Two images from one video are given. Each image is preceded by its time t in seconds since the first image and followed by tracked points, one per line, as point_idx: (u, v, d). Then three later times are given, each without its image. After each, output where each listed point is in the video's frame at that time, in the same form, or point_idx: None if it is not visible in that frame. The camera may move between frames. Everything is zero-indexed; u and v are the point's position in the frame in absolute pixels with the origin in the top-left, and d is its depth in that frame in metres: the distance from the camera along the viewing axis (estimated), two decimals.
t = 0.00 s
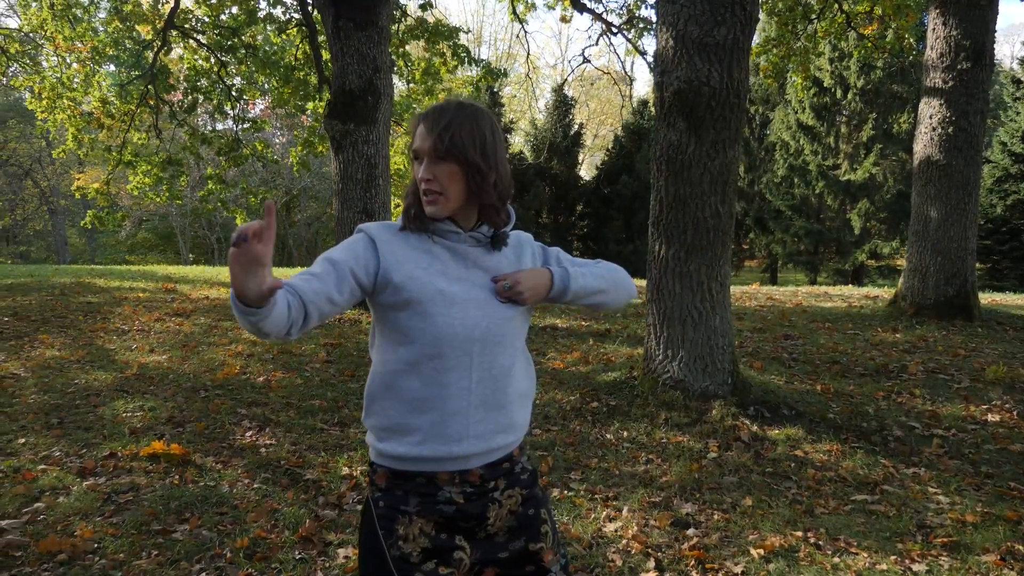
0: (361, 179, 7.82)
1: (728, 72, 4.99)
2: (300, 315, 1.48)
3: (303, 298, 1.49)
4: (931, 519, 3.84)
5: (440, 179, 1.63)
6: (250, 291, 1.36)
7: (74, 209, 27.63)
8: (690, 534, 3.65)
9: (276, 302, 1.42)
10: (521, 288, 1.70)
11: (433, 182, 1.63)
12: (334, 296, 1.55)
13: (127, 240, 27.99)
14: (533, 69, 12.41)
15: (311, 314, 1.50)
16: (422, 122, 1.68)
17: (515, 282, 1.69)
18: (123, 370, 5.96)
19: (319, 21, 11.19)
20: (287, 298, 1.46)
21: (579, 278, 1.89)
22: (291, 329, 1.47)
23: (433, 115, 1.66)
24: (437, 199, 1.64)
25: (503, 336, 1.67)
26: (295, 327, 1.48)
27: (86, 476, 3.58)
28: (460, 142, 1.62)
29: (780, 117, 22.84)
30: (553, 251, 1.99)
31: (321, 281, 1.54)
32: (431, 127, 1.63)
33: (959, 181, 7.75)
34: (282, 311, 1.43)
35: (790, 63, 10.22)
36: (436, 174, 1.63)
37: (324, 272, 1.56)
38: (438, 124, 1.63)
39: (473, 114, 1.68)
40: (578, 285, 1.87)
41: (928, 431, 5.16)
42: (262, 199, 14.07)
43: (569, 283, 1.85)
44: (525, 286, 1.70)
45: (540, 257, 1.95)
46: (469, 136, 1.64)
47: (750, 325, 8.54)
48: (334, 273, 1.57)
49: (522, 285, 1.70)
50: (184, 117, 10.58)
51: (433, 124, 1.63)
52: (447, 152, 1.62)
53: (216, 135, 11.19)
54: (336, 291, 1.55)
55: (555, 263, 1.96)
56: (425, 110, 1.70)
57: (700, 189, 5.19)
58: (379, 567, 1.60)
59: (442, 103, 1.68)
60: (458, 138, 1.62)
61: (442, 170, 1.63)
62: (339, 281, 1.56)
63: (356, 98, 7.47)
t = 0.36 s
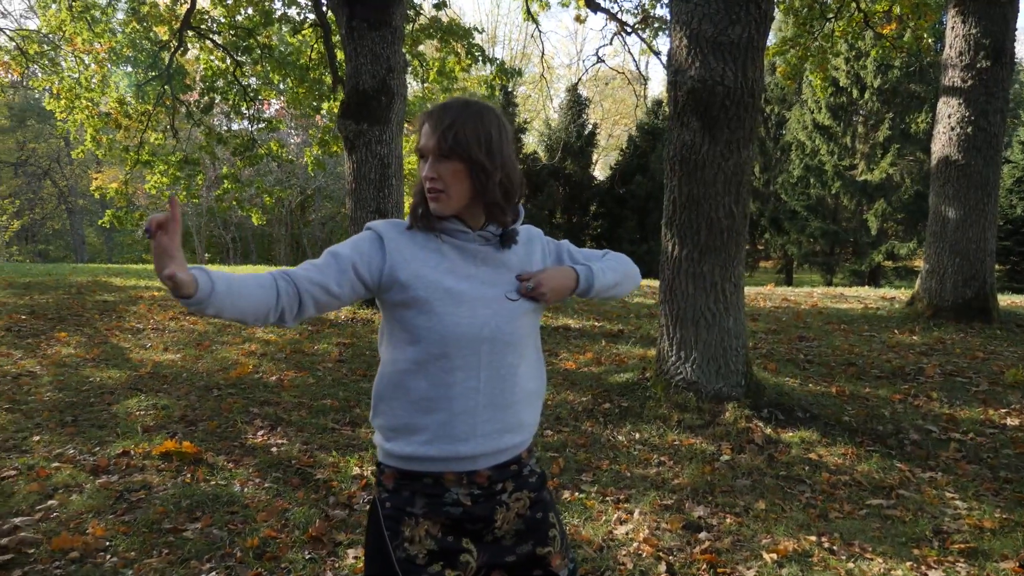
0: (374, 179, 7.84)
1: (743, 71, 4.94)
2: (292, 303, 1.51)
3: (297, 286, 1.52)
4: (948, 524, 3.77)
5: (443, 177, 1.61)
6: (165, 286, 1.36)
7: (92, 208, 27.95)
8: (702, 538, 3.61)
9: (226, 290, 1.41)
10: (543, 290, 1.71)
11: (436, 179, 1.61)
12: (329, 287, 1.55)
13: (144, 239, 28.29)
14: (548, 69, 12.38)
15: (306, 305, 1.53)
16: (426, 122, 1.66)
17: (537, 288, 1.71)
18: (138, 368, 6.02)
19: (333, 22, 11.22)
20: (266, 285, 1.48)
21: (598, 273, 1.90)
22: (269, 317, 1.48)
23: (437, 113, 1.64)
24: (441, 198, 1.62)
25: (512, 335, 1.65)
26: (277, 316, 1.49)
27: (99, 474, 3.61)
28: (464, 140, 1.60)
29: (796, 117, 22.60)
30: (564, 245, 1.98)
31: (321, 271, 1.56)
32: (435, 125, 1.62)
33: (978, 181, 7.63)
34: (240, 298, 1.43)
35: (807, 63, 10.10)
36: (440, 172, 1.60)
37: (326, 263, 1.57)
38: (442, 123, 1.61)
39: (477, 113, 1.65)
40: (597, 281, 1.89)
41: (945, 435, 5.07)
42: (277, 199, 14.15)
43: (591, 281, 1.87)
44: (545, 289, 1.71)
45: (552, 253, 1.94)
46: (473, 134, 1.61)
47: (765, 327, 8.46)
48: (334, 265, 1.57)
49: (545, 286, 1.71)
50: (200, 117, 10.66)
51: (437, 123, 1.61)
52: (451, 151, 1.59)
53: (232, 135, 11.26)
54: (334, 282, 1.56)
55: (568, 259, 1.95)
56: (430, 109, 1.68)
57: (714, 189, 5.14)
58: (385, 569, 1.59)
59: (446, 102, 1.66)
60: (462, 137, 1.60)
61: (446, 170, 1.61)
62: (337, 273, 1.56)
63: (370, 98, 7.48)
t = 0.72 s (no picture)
0: (387, 180, 7.89)
1: (756, 72, 4.89)
2: (286, 290, 1.52)
3: (292, 275, 1.53)
4: (963, 532, 3.70)
5: (441, 177, 1.60)
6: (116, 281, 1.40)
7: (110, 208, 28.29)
8: (712, 543, 3.57)
9: (202, 276, 1.44)
10: (555, 284, 1.73)
11: (434, 178, 1.60)
12: (324, 276, 1.55)
13: (162, 239, 28.61)
14: (563, 69, 12.34)
15: (300, 293, 1.53)
16: (426, 123, 1.66)
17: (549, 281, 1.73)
18: (151, 367, 6.07)
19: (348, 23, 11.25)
20: (256, 272, 1.50)
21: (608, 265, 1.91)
22: (255, 302, 1.48)
23: (437, 112, 1.63)
24: (440, 197, 1.61)
25: (516, 334, 1.65)
26: (266, 302, 1.50)
27: (110, 473, 3.65)
28: (463, 140, 1.59)
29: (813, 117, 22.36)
30: (569, 240, 1.97)
31: (318, 261, 1.56)
32: (435, 124, 1.61)
33: (998, 183, 7.50)
34: (218, 282, 1.45)
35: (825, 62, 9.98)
36: (439, 173, 1.60)
37: (325, 254, 1.57)
38: (442, 122, 1.61)
39: (477, 112, 1.64)
40: (607, 273, 1.89)
41: (962, 440, 4.99)
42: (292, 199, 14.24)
43: (601, 273, 1.87)
44: (556, 283, 1.73)
45: (557, 249, 1.93)
46: (473, 135, 1.60)
47: (779, 329, 8.38)
48: (333, 255, 1.57)
49: (556, 281, 1.73)
50: (216, 118, 10.76)
51: (437, 122, 1.61)
52: (450, 150, 1.58)
53: (248, 135, 11.34)
54: (331, 272, 1.55)
55: (573, 254, 1.94)
56: (430, 108, 1.68)
57: (727, 191, 5.09)
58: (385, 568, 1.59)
59: (446, 101, 1.66)
60: (462, 137, 1.59)
61: (444, 170, 1.60)
62: (335, 264, 1.56)
63: (383, 99, 7.46)
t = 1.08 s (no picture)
0: (398, 180, 7.93)
1: (767, 73, 4.85)
2: (278, 281, 1.52)
3: (285, 265, 1.53)
4: (975, 540, 3.64)
5: (435, 180, 1.59)
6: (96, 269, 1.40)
7: (127, 207, 28.61)
8: (718, 548, 3.54)
9: (190, 262, 1.45)
10: (556, 280, 1.75)
11: (428, 182, 1.60)
12: (318, 269, 1.55)
13: (179, 238, 28.85)
14: (577, 69, 12.29)
15: (293, 284, 1.53)
16: (419, 127, 1.66)
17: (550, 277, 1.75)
18: (163, 367, 6.13)
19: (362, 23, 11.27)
20: (248, 262, 1.51)
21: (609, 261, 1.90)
22: (243, 290, 1.48)
23: (429, 116, 1.64)
24: (433, 201, 1.60)
25: (515, 336, 1.64)
26: (256, 291, 1.50)
27: (119, 472, 3.69)
28: (455, 142, 1.59)
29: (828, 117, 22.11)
30: (568, 237, 1.96)
31: (311, 253, 1.56)
32: (428, 126, 1.61)
33: (1016, 184, 7.39)
34: (206, 269, 1.46)
35: (842, 61, 9.87)
36: (432, 176, 1.59)
37: (321, 248, 1.58)
38: (436, 126, 1.60)
39: (470, 113, 1.64)
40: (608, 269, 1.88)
41: (976, 445, 4.91)
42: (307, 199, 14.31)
43: (602, 269, 1.87)
44: (557, 280, 1.75)
45: (557, 246, 1.91)
46: (467, 137, 1.60)
47: (792, 331, 8.31)
48: (328, 250, 1.57)
49: (557, 277, 1.75)
50: (231, 118, 10.82)
51: (431, 126, 1.60)
52: (443, 153, 1.58)
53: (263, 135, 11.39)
54: (325, 266, 1.55)
55: (572, 250, 1.94)
56: (423, 111, 1.68)
57: (737, 193, 5.06)
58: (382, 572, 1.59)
59: (439, 103, 1.66)
60: (455, 139, 1.58)
61: (438, 173, 1.59)
62: (330, 258, 1.56)
63: (394, 99, 7.43)
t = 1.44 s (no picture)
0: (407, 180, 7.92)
1: (776, 72, 4.80)
2: (269, 271, 1.52)
3: (276, 254, 1.53)
4: (986, 547, 3.59)
5: (428, 180, 1.58)
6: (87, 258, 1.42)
7: (142, 207, 28.87)
8: (724, 553, 3.50)
9: (178, 250, 1.46)
10: (553, 282, 1.75)
11: (420, 182, 1.58)
12: (310, 260, 1.54)
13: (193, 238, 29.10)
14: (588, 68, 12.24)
15: (283, 272, 1.53)
16: (413, 125, 1.65)
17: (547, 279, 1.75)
18: (172, 366, 6.17)
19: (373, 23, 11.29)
20: (239, 251, 1.50)
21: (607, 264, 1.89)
22: (231, 277, 1.48)
23: (423, 113, 1.63)
24: (425, 199, 1.58)
25: (510, 337, 1.62)
26: (245, 279, 1.49)
27: (125, 471, 3.71)
28: (450, 140, 1.58)
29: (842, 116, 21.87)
30: (564, 236, 1.94)
31: (303, 244, 1.56)
32: (422, 125, 1.60)
33: None
34: (194, 257, 1.46)
35: (855, 60, 9.75)
36: (425, 176, 1.58)
37: (314, 240, 1.57)
38: (429, 125, 1.59)
39: (465, 112, 1.63)
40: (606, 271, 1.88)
41: (989, 450, 4.83)
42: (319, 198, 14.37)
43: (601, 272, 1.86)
44: (555, 281, 1.75)
45: (553, 247, 1.89)
46: (460, 136, 1.59)
47: (803, 333, 8.24)
48: (321, 243, 1.57)
49: (553, 278, 1.74)
50: (244, 118, 10.87)
51: (424, 125, 1.59)
52: (437, 152, 1.57)
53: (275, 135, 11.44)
54: (318, 259, 1.55)
55: (569, 250, 1.92)
56: (417, 110, 1.68)
57: (746, 193, 5.01)
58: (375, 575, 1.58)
59: (432, 101, 1.65)
60: (449, 137, 1.57)
61: (431, 172, 1.58)
62: (323, 251, 1.56)
63: (404, 99, 7.41)
